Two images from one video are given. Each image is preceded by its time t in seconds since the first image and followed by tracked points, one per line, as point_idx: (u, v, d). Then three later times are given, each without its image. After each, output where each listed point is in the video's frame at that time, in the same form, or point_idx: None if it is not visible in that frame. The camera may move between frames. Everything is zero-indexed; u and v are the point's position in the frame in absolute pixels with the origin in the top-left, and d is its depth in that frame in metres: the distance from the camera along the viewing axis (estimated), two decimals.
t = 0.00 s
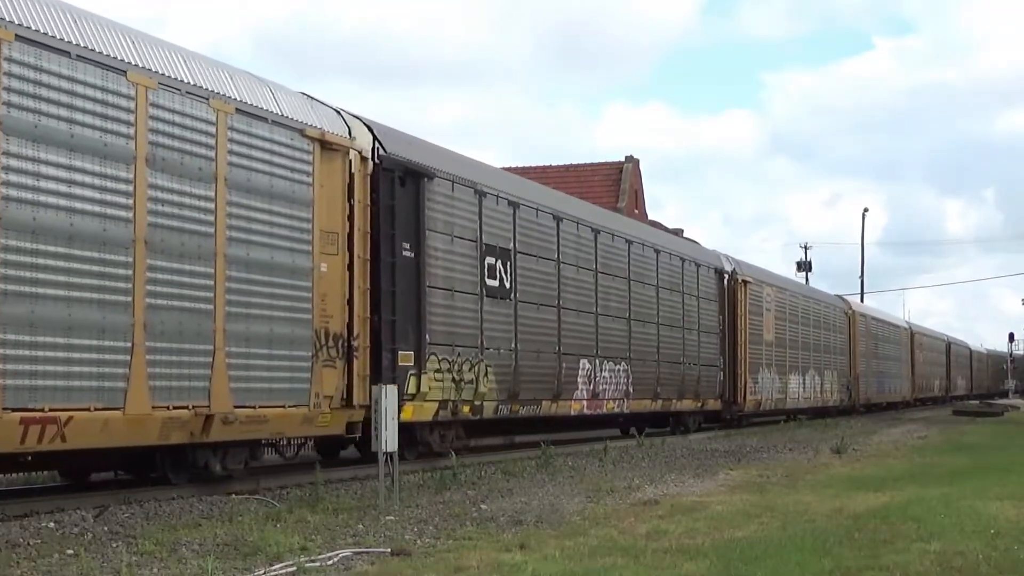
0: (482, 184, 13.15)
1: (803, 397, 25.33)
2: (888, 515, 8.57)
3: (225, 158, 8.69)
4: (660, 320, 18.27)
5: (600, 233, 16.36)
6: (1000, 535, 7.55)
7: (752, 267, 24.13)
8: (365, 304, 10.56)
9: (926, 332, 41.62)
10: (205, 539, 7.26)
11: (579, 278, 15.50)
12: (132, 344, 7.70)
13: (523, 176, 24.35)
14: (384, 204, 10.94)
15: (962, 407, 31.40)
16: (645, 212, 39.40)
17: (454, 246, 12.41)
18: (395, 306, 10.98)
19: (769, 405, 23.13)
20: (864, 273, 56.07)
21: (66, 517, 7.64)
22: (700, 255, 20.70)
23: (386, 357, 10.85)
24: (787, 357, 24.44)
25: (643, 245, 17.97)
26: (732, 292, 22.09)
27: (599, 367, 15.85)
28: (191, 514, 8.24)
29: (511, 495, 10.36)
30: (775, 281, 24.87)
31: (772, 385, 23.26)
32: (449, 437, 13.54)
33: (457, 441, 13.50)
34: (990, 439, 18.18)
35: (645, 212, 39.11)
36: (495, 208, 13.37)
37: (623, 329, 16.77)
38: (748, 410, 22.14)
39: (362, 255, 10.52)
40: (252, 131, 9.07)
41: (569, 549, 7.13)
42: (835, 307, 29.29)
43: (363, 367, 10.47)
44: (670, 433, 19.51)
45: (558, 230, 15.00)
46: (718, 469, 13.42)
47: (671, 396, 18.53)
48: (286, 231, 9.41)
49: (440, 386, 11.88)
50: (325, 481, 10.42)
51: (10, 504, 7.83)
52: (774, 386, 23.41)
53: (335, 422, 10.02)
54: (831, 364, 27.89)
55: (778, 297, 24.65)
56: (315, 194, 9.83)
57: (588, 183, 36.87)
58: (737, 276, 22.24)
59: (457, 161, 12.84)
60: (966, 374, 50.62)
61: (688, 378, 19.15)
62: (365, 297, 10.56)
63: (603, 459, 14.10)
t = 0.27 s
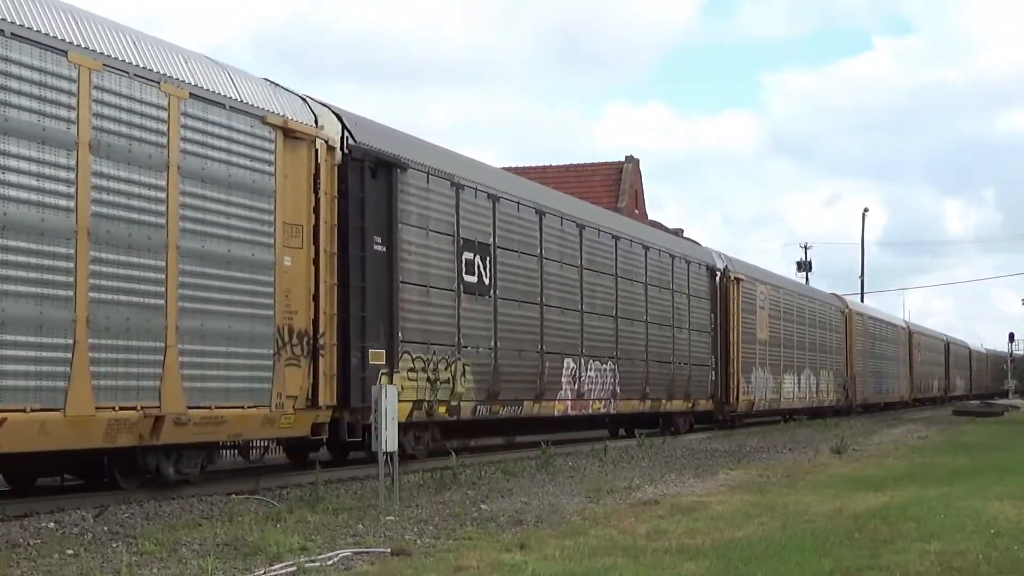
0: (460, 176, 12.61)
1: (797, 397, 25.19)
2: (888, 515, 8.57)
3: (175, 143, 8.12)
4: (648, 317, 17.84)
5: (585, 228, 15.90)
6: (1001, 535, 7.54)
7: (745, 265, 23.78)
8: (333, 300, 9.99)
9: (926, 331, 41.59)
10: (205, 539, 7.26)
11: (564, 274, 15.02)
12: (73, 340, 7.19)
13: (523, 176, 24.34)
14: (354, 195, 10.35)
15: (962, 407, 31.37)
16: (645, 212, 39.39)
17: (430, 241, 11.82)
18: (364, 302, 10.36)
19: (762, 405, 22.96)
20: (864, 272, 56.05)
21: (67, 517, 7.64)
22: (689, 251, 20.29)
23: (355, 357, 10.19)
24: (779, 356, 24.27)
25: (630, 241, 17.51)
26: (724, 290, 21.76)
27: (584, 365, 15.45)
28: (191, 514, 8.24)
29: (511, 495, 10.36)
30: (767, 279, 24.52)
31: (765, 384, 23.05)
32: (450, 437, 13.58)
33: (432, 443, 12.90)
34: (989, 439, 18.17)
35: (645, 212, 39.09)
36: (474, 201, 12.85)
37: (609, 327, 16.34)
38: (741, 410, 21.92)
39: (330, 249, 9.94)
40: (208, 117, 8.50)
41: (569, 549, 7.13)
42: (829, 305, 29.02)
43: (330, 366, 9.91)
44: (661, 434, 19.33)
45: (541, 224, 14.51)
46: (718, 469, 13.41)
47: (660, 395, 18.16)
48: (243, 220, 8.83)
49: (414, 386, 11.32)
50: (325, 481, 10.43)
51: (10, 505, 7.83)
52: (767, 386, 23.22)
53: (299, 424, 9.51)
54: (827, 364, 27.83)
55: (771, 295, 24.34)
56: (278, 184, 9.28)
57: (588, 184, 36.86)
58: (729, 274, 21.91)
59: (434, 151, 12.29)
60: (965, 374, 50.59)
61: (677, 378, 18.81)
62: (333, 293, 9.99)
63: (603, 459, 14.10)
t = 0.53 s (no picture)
0: (436, 168, 12.12)
1: (791, 397, 24.98)
2: (889, 515, 8.56)
3: (121, 129, 7.79)
4: (637, 314, 17.44)
5: (569, 223, 15.46)
6: (1001, 535, 7.54)
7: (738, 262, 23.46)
8: (297, 296, 9.58)
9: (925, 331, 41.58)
10: (205, 539, 7.26)
11: (546, 270, 14.59)
12: (10, 336, 6.86)
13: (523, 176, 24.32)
14: (321, 187, 9.95)
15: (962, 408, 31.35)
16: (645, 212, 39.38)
17: (404, 234, 11.36)
18: (331, 297, 9.94)
19: (756, 406, 22.72)
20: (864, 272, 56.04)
21: (67, 517, 7.64)
22: (681, 248, 19.88)
23: (321, 355, 9.78)
24: (773, 356, 24.01)
25: (617, 236, 17.07)
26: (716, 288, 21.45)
27: (568, 364, 15.06)
28: (191, 514, 8.24)
29: (511, 495, 10.35)
30: (761, 277, 24.18)
31: (758, 384, 22.78)
32: (450, 438, 13.58)
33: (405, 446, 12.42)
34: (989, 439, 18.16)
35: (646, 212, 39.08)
36: (451, 194, 12.37)
37: (596, 325, 15.93)
38: (734, 411, 21.63)
39: (294, 242, 9.54)
40: (158, 102, 8.16)
41: (568, 549, 7.13)
42: (823, 305, 28.70)
43: (294, 364, 9.51)
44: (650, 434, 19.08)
45: (522, 219, 14.05)
46: (718, 469, 13.41)
47: (650, 397, 17.75)
48: (196, 212, 8.47)
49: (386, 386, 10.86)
50: (325, 481, 10.42)
51: (9, 505, 7.83)
52: (761, 386, 22.97)
53: (261, 424, 9.12)
54: (823, 364, 27.76)
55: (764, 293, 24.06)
56: (235, 174, 8.91)
57: (589, 184, 36.85)
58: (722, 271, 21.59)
59: (409, 142, 11.82)
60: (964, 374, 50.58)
61: (666, 379, 18.46)
62: (298, 288, 9.59)
63: (603, 459, 14.10)
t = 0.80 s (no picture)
0: (410, 158, 11.60)
1: (786, 397, 24.78)
2: (889, 515, 8.56)
3: (62, 111, 7.29)
4: (624, 311, 16.99)
5: (552, 218, 14.95)
6: (1001, 535, 7.54)
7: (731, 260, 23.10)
8: (258, 291, 9.08)
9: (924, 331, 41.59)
10: (205, 540, 7.26)
11: (529, 266, 14.11)
12: None
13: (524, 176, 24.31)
14: (285, 177, 9.46)
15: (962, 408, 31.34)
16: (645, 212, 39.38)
17: (375, 228, 10.84)
18: (296, 294, 9.44)
19: (749, 406, 22.48)
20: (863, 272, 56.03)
21: (67, 517, 7.64)
22: (669, 244, 19.41)
23: (284, 354, 9.29)
24: (767, 355, 23.73)
25: (603, 231, 16.58)
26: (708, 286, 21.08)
27: (552, 362, 14.60)
28: (191, 514, 8.24)
29: (511, 495, 10.36)
30: (754, 274, 23.81)
31: (751, 384, 22.51)
32: (450, 438, 13.58)
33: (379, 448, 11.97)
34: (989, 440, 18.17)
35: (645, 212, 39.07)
36: (426, 186, 11.84)
37: (581, 323, 15.50)
38: (726, 412, 21.34)
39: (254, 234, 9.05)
40: (102, 84, 7.67)
41: (569, 549, 7.13)
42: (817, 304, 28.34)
43: (254, 363, 9.02)
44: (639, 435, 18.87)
45: (503, 213, 13.54)
46: (718, 469, 13.41)
47: (637, 398, 17.34)
48: (146, 199, 8.00)
49: (355, 386, 10.37)
50: (325, 481, 10.42)
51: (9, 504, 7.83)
52: (755, 386, 22.71)
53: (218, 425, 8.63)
54: (819, 363, 27.67)
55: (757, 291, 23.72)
56: (190, 162, 8.42)
57: (589, 184, 36.85)
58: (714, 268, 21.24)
59: (382, 131, 11.34)
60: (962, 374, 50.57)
61: (655, 379, 18.08)
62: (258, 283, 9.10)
63: (603, 458, 14.10)
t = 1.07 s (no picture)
0: (380, 148, 11.09)
1: (780, 397, 24.56)
2: (889, 515, 8.56)
3: None
4: (610, 307, 16.54)
5: (534, 212, 14.46)
6: (1001, 535, 7.54)
7: (723, 257, 22.74)
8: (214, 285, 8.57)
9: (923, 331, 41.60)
10: (205, 540, 7.26)
11: (509, 261, 13.63)
12: None
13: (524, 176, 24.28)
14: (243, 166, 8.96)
15: (962, 407, 31.34)
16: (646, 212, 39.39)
17: (342, 220, 10.33)
18: (256, 288, 8.97)
19: (741, 407, 22.21)
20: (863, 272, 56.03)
21: (67, 517, 7.64)
22: (656, 240, 18.95)
23: (243, 352, 8.84)
24: (759, 355, 23.46)
25: (587, 225, 16.10)
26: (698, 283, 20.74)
27: (535, 361, 14.16)
28: (191, 514, 8.24)
29: (511, 495, 10.36)
30: (746, 272, 23.45)
31: (742, 384, 22.20)
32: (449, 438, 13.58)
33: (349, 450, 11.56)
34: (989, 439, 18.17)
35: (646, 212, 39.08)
36: (398, 177, 11.33)
37: (564, 320, 15.05)
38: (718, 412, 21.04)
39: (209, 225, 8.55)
40: (40, 63, 7.18)
41: (569, 549, 7.13)
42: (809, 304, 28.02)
43: (209, 361, 8.51)
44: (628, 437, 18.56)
45: (481, 206, 13.04)
46: (719, 469, 13.42)
47: (624, 397, 16.91)
48: (90, 186, 7.50)
49: (321, 385, 9.89)
50: (325, 481, 10.42)
51: (9, 505, 7.82)
52: (747, 386, 22.43)
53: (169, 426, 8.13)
54: (814, 363, 27.55)
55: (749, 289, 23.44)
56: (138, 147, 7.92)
57: (589, 184, 36.85)
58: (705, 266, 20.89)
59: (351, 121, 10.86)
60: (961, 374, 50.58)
61: (644, 379, 17.67)
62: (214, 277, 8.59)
63: (603, 459, 14.10)
